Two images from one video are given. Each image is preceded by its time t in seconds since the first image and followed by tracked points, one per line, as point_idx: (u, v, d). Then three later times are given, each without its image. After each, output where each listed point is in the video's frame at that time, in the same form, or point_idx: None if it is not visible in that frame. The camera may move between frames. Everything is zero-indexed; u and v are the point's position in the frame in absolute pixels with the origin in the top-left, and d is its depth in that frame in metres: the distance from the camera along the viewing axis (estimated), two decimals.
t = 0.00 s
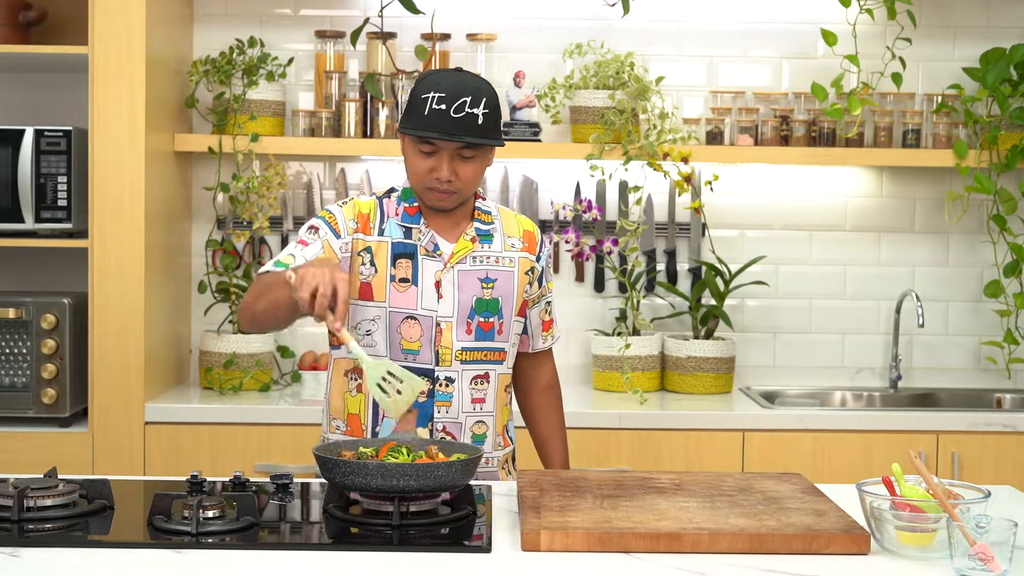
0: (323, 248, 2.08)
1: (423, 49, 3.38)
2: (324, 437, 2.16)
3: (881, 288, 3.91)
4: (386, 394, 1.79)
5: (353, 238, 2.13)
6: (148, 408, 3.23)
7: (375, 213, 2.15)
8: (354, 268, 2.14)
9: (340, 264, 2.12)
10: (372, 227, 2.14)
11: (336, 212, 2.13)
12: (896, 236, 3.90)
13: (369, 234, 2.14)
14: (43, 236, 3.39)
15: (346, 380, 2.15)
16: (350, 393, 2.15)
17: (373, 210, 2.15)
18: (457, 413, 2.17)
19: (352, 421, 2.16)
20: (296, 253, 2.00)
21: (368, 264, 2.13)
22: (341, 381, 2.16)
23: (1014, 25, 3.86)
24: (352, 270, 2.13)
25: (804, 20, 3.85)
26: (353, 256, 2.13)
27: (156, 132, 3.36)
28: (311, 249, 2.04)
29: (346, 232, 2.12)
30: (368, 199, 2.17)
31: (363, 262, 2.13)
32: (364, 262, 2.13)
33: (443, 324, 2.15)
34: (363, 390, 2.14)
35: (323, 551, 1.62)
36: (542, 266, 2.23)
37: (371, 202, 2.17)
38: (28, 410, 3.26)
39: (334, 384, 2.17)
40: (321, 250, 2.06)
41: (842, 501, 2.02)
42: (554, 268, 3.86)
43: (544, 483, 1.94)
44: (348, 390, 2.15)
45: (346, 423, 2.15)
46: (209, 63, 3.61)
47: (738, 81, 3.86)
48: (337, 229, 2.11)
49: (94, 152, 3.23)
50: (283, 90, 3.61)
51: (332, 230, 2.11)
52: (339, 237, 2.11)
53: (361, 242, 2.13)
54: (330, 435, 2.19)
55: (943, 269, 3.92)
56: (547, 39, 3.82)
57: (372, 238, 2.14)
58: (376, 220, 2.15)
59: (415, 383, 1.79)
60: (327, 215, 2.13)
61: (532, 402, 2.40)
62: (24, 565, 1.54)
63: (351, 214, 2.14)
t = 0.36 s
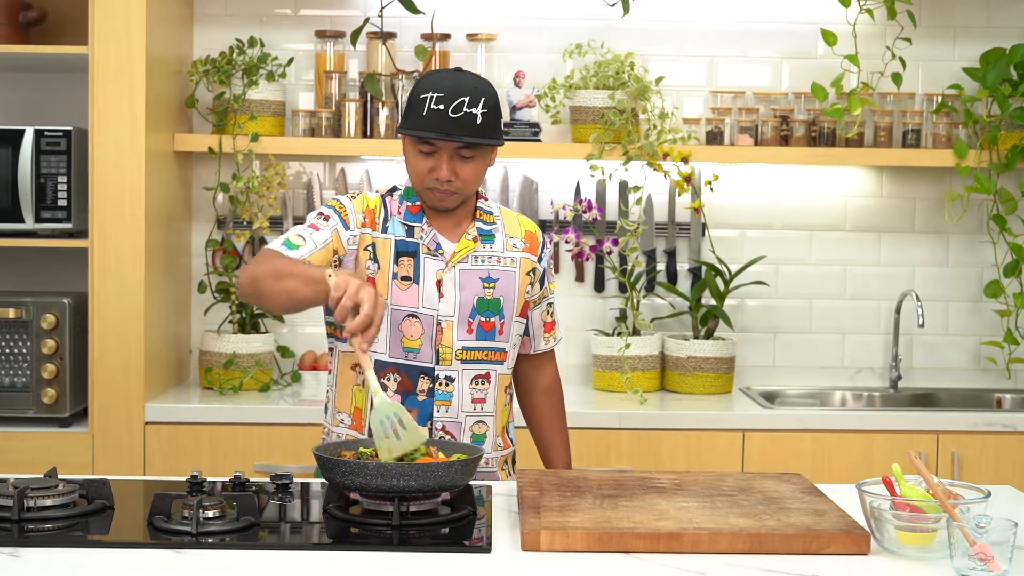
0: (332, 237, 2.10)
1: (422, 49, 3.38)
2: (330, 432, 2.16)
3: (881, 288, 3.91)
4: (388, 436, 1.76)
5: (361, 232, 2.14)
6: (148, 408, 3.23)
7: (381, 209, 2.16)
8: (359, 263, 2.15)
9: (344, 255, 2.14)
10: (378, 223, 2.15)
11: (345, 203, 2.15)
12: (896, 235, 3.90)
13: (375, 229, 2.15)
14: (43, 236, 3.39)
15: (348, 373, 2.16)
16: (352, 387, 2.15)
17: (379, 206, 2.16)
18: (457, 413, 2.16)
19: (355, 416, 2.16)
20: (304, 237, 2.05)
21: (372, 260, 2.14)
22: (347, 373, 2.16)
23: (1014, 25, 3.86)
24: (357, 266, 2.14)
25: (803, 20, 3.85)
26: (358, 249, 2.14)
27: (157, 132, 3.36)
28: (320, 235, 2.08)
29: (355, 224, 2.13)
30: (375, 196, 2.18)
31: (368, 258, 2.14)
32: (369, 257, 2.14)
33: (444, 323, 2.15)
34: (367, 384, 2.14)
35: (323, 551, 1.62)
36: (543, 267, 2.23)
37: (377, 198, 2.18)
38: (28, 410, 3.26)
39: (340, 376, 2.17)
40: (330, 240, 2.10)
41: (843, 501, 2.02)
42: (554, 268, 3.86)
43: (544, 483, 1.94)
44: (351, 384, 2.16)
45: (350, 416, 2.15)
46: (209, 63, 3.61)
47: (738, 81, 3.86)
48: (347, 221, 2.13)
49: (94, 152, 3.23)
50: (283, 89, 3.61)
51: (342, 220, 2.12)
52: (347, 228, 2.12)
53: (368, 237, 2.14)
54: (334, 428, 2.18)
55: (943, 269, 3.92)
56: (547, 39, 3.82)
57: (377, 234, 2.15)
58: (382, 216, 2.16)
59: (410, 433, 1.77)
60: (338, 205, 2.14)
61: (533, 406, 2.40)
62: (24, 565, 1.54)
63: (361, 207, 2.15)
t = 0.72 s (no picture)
0: (346, 228, 2.09)
1: (422, 49, 3.38)
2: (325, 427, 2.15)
3: (881, 288, 3.91)
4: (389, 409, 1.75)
5: (372, 227, 2.13)
6: (148, 408, 3.23)
7: (384, 207, 2.15)
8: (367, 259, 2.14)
9: (355, 248, 2.12)
10: (384, 219, 2.14)
11: (357, 196, 2.14)
12: (896, 235, 3.90)
13: (381, 226, 2.14)
14: (43, 236, 3.40)
15: (349, 369, 2.15)
16: (352, 384, 2.14)
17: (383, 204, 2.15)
18: (455, 415, 2.17)
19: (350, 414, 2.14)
20: (322, 223, 2.05)
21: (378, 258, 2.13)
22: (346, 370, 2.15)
23: (1013, 25, 3.86)
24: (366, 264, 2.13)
25: (803, 20, 3.85)
26: (367, 245, 2.13)
27: (156, 132, 3.36)
28: (336, 223, 2.08)
29: (367, 218, 2.13)
30: (378, 193, 2.17)
31: (376, 256, 2.13)
32: (375, 255, 2.13)
33: (443, 325, 2.15)
34: (364, 382, 2.13)
35: (323, 551, 1.62)
36: (543, 268, 2.24)
37: (381, 195, 2.17)
38: (28, 410, 3.26)
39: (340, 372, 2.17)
40: (343, 229, 2.09)
41: (843, 501, 2.02)
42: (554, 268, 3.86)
43: (544, 483, 1.94)
44: (351, 381, 2.15)
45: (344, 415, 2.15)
46: (209, 63, 3.61)
47: (738, 81, 3.86)
48: (359, 214, 2.12)
49: (94, 152, 3.23)
50: (283, 89, 3.61)
51: (354, 212, 2.11)
52: (360, 220, 2.11)
53: (376, 233, 2.13)
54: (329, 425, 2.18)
55: (943, 269, 3.92)
56: (546, 39, 3.82)
57: (382, 232, 2.14)
58: (387, 213, 2.15)
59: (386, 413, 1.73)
60: (352, 197, 2.13)
61: (532, 405, 2.41)
62: (24, 565, 1.54)
63: (371, 202, 2.14)
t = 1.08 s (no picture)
0: (324, 252, 2.03)
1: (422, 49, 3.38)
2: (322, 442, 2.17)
3: (880, 288, 3.91)
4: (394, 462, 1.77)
5: (352, 244, 2.09)
6: (148, 408, 3.23)
7: (366, 217, 2.12)
8: (351, 275, 2.11)
9: (336, 269, 2.07)
10: (365, 232, 2.11)
11: (331, 215, 2.08)
12: (896, 236, 3.90)
13: (363, 239, 2.11)
14: (43, 236, 3.40)
15: (343, 387, 2.15)
16: (347, 401, 2.15)
17: (364, 214, 2.12)
18: (454, 418, 2.17)
19: (348, 429, 2.15)
20: (294, 256, 1.96)
21: (364, 271, 2.11)
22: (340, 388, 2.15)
23: (1013, 25, 3.86)
24: (352, 280, 2.11)
25: (803, 20, 3.85)
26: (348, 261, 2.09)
27: (156, 132, 3.36)
28: (309, 253, 1.99)
29: (344, 236, 2.08)
30: (358, 203, 2.13)
31: (361, 270, 2.11)
32: (361, 270, 2.11)
33: (437, 330, 2.14)
34: (360, 397, 2.14)
35: (323, 551, 1.62)
36: (531, 261, 2.25)
37: (361, 205, 2.13)
38: (28, 409, 3.26)
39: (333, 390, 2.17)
40: (322, 253, 2.02)
41: (842, 501, 2.02)
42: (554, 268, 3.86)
43: (544, 483, 1.94)
44: (346, 398, 2.15)
45: (343, 430, 2.16)
46: (209, 63, 3.61)
47: (738, 81, 3.86)
48: (336, 234, 2.07)
49: (94, 152, 3.23)
50: (283, 89, 3.61)
51: (331, 234, 2.06)
52: (337, 241, 2.06)
53: (358, 249, 2.10)
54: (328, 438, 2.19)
55: (942, 269, 3.92)
56: (546, 39, 3.82)
57: (366, 245, 2.11)
58: (368, 225, 2.12)
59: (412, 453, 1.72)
60: (325, 218, 2.07)
61: (525, 395, 2.41)
62: (24, 565, 1.54)
63: (347, 218, 2.10)
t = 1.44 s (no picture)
0: (316, 264, 2.04)
1: (422, 49, 3.38)
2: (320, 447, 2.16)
3: (880, 288, 3.91)
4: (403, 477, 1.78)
5: (343, 251, 2.09)
6: (148, 408, 3.23)
7: (358, 222, 2.12)
8: (345, 281, 2.11)
9: (331, 279, 2.08)
10: (357, 237, 2.11)
11: (321, 224, 2.08)
12: (896, 236, 3.90)
13: (356, 245, 2.11)
14: (43, 236, 3.39)
15: (339, 392, 2.15)
16: (343, 406, 2.14)
17: (356, 219, 2.12)
18: (453, 416, 2.17)
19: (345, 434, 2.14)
20: (283, 274, 1.99)
21: (358, 276, 2.11)
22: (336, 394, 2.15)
23: (1013, 25, 3.86)
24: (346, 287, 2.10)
25: (804, 20, 3.85)
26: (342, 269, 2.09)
27: (156, 132, 3.36)
28: (299, 268, 2.01)
29: (335, 245, 2.08)
30: (348, 208, 2.13)
31: (354, 275, 2.11)
32: (354, 274, 2.11)
33: (434, 328, 2.14)
34: (355, 403, 2.13)
35: (324, 551, 1.62)
36: (525, 258, 2.25)
37: (352, 210, 2.13)
38: (28, 409, 3.26)
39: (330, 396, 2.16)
40: (314, 266, 2.03)
41: (843, 501, 2.02)
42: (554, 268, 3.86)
43: (544, 483, 1.94)
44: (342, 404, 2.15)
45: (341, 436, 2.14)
46: (209, 63, 3.61)
47: (738, 81, 3.86)
48: (326, 243, 2.07)
49: (94, 152, 3.23)
50: (283, 90, 3.61)
51: (321, 244, 2.06)
52: (329, 250, 2.06)
53: (351, 256, 2.10)
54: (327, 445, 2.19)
55: (942, 269, 3.92)
56: (547, 39, 3.82)
57: (360, 249, 2.11)
58: (360, 229, 2.12)
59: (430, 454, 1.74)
60: (315, 228, 2.07)
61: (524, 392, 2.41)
62: (24, 565, 1.54)
63: (337, 226, 2.10)
